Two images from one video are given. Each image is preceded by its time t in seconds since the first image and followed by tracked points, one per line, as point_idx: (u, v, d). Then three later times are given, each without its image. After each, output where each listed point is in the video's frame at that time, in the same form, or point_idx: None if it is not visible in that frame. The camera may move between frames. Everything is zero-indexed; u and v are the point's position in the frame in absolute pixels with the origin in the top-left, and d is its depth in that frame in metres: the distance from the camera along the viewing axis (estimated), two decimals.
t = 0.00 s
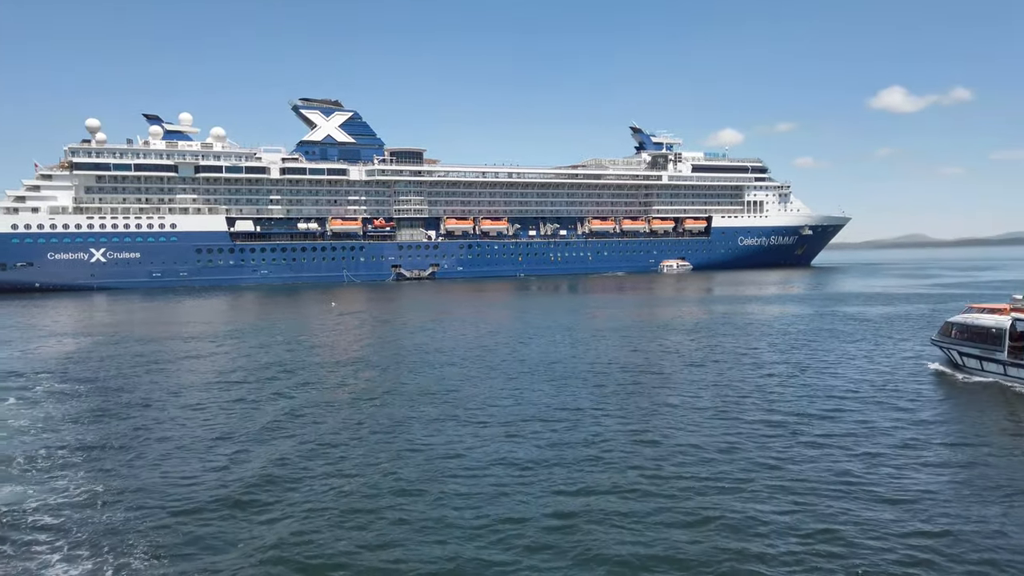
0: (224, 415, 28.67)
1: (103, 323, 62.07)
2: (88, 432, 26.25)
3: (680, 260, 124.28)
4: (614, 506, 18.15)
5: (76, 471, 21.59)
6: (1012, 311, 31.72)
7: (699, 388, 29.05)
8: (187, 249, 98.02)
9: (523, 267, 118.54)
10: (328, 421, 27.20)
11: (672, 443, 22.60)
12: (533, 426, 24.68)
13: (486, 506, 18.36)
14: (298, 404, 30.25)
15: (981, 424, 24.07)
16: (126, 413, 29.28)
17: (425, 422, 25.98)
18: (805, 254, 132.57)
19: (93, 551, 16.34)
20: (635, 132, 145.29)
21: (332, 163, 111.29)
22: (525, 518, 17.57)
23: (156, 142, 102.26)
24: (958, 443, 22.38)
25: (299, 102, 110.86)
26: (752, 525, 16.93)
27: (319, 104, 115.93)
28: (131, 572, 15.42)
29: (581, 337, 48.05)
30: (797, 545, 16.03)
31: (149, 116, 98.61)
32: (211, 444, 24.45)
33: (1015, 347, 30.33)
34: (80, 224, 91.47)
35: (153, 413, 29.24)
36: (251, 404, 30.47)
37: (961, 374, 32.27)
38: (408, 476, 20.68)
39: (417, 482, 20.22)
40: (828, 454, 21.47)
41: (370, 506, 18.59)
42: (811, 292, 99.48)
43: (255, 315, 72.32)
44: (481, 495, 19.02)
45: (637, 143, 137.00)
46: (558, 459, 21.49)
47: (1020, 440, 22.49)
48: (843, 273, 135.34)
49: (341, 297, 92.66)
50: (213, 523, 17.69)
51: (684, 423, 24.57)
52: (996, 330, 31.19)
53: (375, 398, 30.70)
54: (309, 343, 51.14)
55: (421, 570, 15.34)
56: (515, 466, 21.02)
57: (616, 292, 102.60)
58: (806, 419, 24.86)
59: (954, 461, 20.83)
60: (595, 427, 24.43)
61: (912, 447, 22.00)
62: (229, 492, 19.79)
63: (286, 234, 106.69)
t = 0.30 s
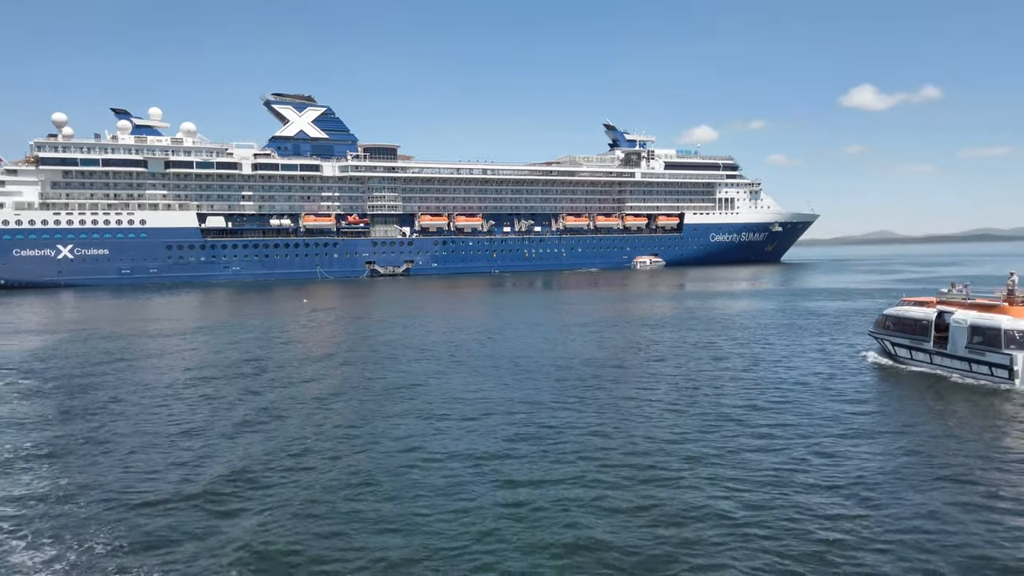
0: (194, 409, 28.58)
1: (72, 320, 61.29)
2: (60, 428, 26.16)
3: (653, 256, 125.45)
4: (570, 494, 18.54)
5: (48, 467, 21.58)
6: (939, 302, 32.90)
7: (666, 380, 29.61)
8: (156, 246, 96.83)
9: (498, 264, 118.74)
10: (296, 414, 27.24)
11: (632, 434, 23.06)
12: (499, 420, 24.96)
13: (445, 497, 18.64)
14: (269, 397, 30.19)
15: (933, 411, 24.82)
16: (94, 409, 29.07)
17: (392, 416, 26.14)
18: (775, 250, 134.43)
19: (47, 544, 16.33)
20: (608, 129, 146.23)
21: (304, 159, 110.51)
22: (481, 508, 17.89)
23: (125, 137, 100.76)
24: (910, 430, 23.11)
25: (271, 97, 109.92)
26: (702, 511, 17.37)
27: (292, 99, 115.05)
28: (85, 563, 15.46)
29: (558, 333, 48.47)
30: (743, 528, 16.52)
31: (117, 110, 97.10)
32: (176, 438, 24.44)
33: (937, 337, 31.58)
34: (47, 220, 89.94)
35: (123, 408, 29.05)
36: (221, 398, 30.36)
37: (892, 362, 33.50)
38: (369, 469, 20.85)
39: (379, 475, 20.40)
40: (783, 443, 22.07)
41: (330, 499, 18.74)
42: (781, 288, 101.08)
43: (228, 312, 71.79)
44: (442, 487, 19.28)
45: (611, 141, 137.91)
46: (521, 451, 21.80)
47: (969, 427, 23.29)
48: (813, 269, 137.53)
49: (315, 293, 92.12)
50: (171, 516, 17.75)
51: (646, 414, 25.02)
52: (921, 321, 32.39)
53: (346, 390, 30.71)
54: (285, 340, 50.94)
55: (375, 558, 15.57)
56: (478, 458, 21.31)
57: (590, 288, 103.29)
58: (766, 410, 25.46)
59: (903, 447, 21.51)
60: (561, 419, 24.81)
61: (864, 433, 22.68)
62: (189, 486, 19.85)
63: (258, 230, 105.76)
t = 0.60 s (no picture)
0: (162, 404, 28.47)
1: (42, 318, 60.62)
2: (28, 424, 26.02)
3: (628, 253, 126.43)
4: (525, 473, 18.65)
5: (14, 462, 21.49)
6: (875, 292, 33.26)
7: (633, 371, 30.00)
8: (128, 243, 95.80)
9: (474, 261, 118.84)
10: (262, 406, 27.20)
11: (595, 418, 23.27)
12: (464, 409, 25.10)
13: (403, 479, 18.66)
14: (238, 391, 30.12)
15: (895, 392, 25.26)
16: (62, 406, 28.85)
17: (358, 407, 26.18)
18: (748, 247, 135.82)
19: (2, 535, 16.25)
20: (584, 127, 147.09)
21: (279, 155, 109.80)
22: (436, 488, 17.92)
23: (95, 132, 99.48)
24: (871, 406, 23.45)
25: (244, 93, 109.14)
26: (657, 484, 17.52)
27: (266, 95, 114.33)
28: (39, 551, 15.36)
29: (535, 328, 48.82)
30: (697, 497, 16.68)
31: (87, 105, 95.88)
32: (140, 432, 24.35)
33: (873, 329, 32.24)
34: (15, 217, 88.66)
35: (91, 405, 28.90)
36: (190, 392, 30.26)
37: (834, 354, 34.23)
38: (329, 455, 20.84)
39: (339, 461, 20.39)
40: (745, 421, 22.34)
41: (288, 485, 18.72)
42: (754, 284, 102.45)
43: (201, 309, 71.20)
44: (400, 470, 19.33)
45: (586, 138, 138.75)
46: (482, 436, 21.90)
47: (929, 403, 23.69)
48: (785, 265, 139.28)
49: (290, 290, 91.57)
50: (125, 505, 17.64)
51: (612, 400, 25.26)
52: (858, 314, 33.10)
53: (316, 385, 30.72)
54: (259, 337, 50.78)
55: (326, 536, 15.53)
56: (438, 443, 21.39)
57: (566, 284, 103.79)
58: (730, 393, 25.80)
59: (863, 421, 21.82)
60: (526, 407, 24.98)
61: (826, 411, 23.02)
62: (147, 477, 19.75)
63: (232, 227, 104.86)
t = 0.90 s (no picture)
0: (133, 402, 28.66)
1: (17, 317, 60.29)
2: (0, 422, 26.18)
3: (607, 251, 127.30)
4: (485, 466, 19.13)
5: None
6: (823, 288, 33.99)
7: (600, 366, 30.60)
8: (104, 241, 95.18)
9: (454, 259, 119.16)
10: (233, 403, 27.51)
11: (558, 412, 23.82)
12: (431, 406, 25.54)
13: (365, 473, 19.08)
14: (210, 389, 30.36)
15: (853, 384, 26.07)
16: (33, 404, 28.97)
17: (327, 404, 26.55)
18: (727, 245, 137.06)
19: None
20: (563, 125, 147.89)
21: (257, 153, 109.41)
22: (396, 482, 18.35)
23: (70, 129, 98.67)
24: (827, 398, 24.17)
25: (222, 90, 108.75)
26: (611, 475, 18.10)
27: (244, 92, 113.92)
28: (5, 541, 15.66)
29: (514, 325, 49.30)
30: (648, 486, 17.26)
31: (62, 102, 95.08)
32: (109, 429, 24.58)
33: (819, 323, 33.09)
34: None
35: (62, 403, 29.05)
36: (162, 390, 30.46)
37: (785, 347, 35.02)
38: (294, 451, 21.21)
39: (303, 456, 20.79)
40: (703, 415, 22.97)
41: (252, 479, 19.08)
42: (731, 281, 103.67)
43: (179, 307, 70.98)
44: (363, 464, 19.77)
45: (566, 137, 139.61)
46: (447, 432, 22.36)
47: (882, 393, 24.45)
48: (763, 263, 140.79)
49: (269, 289, 91.41)
50: (89, 499, 17.92)
51: (579, 395, 25.85)
52: (807, 308, 33.86)
53: (288, 382, 31.00)
54: (237, 336, 50.86)
55: (285, 527, 15.92)
56: (402, 438, 21.81)
57: (547, 282, 104.46)
58: (693, 387, 26.44)
59: (818, 413, 22.58)
60: (492, 402, 25.48)
61: (786, 404, 23.75)
62: (113, 472, 20.03)
63: (209, 225, 104.38)
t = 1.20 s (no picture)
0: (109, 398, 28.98)
1: None
2: None
3: (591, 250, 127.87)
4: (446, 461, 19.63)
5: None
6: (779, 286, 34.67)
7: (571, 364, 31.14)
8: (84, 239, 94.74)
9: (438, 257, 119.42)
10: (207, 400, 27.82)
11: (524, 408, 24.33)
12: (402, 402, 25.96)
13: (329, 467, 19.54)
14: (186, 386, 30.72)
15: (817, 378, 26.80)
16: (10, 400, 29.24)
17: (299, 402, 26.89)
18: (709, 244, 138.06)
19: None
20: (547, 125, 148.50)
21: (239, 151, 109.13)
22: (358, 476, 18.79)
23: (50, 126, 98.07)
24: (787, 392, 24.86)
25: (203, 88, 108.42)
26: (567, 468, 18.66)
27: (226, 90, 113.59)
28: None
29: (496, 322, 49.76)
30: (602, 479, 17.85)
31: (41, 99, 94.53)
32: (80, 426, 24.89)
33: (773, 320, 33.81)
34: None
35: (39, 399, 29.35)
36: (141, 387, 30.83)
37: (743, 343, 35.74)
38: (262, 447, 21.61)
39: (271, 451, 21.20)
40: (665, 410, 23.56)
41: (217, 473, 19.46)
42: (713, 280, 104.50)
43: (160, 306, 70.94)
44: (327, 459, 20.19)
45: (550, 136, 140.25)
46: (414, 428, 22.82)
47: (839, 388, 25.19)
48: (745, 262, 141.89)
49: (252, 287, 91.29)
50: (60, 492, 18.34)
51: (549, 391, 26.46)
52: (764, 305, 34.58)
53: (264, 379, 31.33)
54: (219, 333, 51.07)
55: (245, 519, 16.34)
56: (370, 434, 22.26)
57: (530, 281, 104.89)
58: (659, 384, 27.03)
59: (778, 407, 23.29)
60: (464, 399, 25.99)
61: (749, 398, 24.46)
62: (82, 468, 20.37)
63: (191, 223, 104.06)
